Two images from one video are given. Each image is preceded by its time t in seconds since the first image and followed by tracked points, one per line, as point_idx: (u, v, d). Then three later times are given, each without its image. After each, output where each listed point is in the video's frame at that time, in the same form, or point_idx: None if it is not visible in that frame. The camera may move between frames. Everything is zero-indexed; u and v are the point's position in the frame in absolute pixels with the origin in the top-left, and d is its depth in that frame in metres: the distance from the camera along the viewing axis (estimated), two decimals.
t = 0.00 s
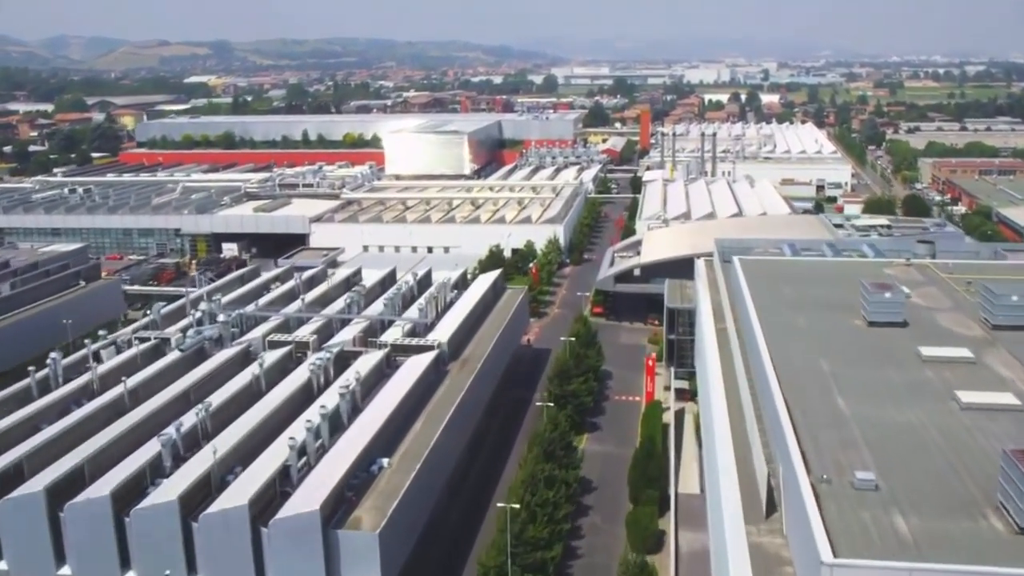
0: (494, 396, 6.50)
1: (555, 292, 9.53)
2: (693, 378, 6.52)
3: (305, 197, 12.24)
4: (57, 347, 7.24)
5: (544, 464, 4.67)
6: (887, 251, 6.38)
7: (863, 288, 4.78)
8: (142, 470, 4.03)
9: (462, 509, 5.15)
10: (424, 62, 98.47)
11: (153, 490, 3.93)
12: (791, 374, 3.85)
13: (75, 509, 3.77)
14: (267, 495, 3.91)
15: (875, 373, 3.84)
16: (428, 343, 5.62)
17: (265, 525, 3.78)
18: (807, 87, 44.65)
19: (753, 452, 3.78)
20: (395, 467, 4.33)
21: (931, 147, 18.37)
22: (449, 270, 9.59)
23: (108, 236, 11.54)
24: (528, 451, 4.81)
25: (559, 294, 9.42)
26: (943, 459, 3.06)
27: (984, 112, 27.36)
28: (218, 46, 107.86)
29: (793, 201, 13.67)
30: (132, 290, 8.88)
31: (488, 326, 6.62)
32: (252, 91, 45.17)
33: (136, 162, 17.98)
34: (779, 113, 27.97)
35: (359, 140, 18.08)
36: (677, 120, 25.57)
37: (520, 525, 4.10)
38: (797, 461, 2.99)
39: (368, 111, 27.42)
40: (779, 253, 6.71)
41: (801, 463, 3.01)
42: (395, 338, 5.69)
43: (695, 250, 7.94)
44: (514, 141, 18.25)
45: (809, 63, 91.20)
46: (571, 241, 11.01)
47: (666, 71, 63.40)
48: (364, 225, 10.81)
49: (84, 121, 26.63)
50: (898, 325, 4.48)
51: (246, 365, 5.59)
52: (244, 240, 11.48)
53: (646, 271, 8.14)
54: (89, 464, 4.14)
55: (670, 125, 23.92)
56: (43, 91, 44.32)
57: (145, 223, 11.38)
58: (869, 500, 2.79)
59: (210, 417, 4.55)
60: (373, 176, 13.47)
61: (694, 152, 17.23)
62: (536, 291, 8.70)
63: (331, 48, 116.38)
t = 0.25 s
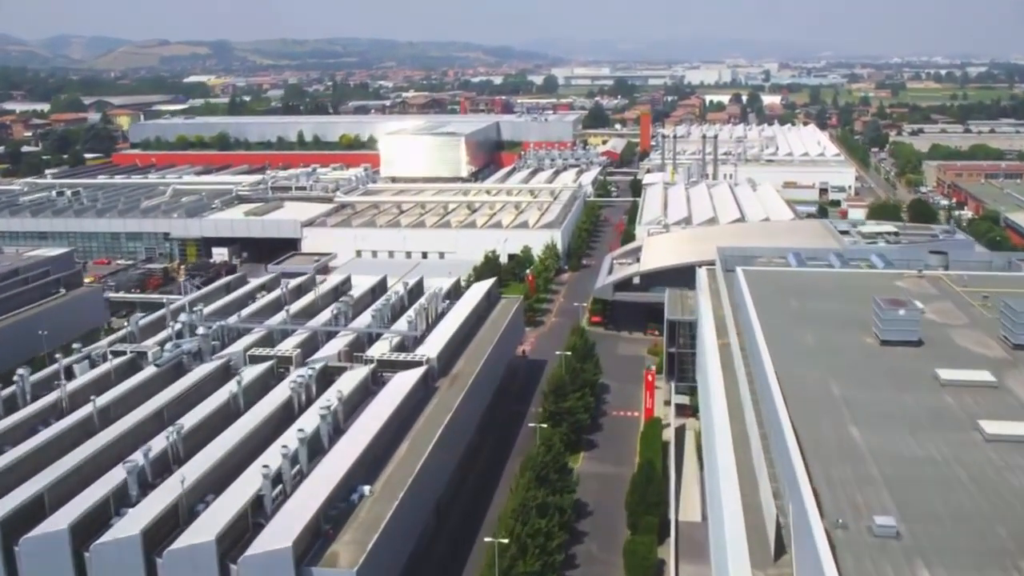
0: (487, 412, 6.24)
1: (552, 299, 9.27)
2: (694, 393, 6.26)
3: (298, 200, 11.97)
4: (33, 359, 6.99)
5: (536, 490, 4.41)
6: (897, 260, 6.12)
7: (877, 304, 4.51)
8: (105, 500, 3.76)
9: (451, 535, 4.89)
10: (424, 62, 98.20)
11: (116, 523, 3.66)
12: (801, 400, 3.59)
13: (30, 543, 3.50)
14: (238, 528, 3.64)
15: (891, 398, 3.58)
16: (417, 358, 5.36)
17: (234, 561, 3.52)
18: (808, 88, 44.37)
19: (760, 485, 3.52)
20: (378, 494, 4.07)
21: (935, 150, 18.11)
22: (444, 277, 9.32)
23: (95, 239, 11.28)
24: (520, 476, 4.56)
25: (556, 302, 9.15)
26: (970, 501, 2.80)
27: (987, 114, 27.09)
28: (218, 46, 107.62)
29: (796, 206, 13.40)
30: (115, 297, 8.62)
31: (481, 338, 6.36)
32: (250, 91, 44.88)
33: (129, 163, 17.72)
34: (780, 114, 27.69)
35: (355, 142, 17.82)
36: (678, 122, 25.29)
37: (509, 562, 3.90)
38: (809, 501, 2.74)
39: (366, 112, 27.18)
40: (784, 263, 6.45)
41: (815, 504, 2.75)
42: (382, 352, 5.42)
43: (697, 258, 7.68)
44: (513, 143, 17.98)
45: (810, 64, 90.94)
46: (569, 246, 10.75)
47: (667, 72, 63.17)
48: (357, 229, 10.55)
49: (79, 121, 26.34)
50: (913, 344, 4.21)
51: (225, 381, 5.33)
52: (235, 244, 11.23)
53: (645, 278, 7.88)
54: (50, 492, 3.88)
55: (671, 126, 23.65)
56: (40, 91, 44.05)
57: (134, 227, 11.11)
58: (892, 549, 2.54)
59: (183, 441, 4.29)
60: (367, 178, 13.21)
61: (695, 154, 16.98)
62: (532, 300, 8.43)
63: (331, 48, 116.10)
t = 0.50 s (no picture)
0: (480, 428, 6.02)
1: (549, 306, 9.04)
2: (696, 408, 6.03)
3: (292, 203, 11.74)
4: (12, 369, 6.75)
5: (529, 515, 4.19)
6: (908, 270, 5.90)
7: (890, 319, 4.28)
8: (69, 529, 3.53)
9: (441, 560, 4.67)
10: (425, 62, 97.99)
11: (80, 553, 3.43)
12: (811, 426, 3.37)
13: None
14: (210, 560, 3.41)
15: (907, 425, 3.36)
16: (406, 372, 5.14)
17: None
18: (810, 89, 44.12)
19: (768, 518, 3.30)
20: (361, 521, 3.85)
21: (939, 152, 17.90)
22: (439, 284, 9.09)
23: (85, 243, 11.05)
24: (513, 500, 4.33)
25: (554, 309, 8.91)
26: (996, 542, 2.58)
27: (991, 115, 26.88)
28: (219, 46, 107.40)
29: (800, 210, 13.16)
30: (100, 303, 8.41)
31: (474, 349, 6.13)
32: (250, 91, 44.66)
33: (123, 164, 17.49)
34: (783, 116, 27.45)
35: (352, 143, 17.59)
36: (680, 123, 25.03)
37: None
38: (822, 544, 2.52)
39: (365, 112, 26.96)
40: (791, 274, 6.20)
41: (829, 547, 2.53)
42: (371, 366, 5.20)
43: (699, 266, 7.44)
44: (512, 145, 17.74)
45: (812, 65, 90.72)
46: (568, 251, 10.51)
47: (668, 73, 62.97)
48: (351, 233, 10.32)
49: (75, 121, 26.13)
50: (929, 362, 3.99)
51: (206, 395, 5.10)
52: (227, 248, 10.98)
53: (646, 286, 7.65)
54: (12, 520, 3.64)
55: (672, 128, 23.43)
56: (38, 91, 43.84)
57: (124, 230, 10.88)
58: None
59: (156, 463, 4.06)
60: (363, 181, 12.98)
61: (696, 156, 16.75)
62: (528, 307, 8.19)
63: (332, 48, 115.90)
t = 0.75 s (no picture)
0: (474, 442, 5.80)
1: (548, 313, 8.81)
2: (699, 422, 5.80)
3: (286, 206, 11.53)
4: None
5: (523, 543, 3.97)
6: (918, 281, 5.68)
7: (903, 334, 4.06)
8: (30, 561, 3.31)
9: None
10: (427, 62, 97.80)
11: None
12: (820, 451, 3.17)
13: None
14: None
15: (923, 450, 3.16)
16: (395, 388, 4.92)
17: None
18: (813, 90, 43.89)
19: (774, 549, 3.09)
20: (343, 551, 3.63)
21: (945, 154, 17.67)
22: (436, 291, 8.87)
23: (75, 246, 10.84)
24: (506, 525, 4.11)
25: (553, 316, 8.68)
26: None
27: (996, 116, 26.65)
28: (220, 45, 107.24)
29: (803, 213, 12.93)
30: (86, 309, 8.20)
31: (468, 362, 5.92)
32: (250, 91, 44.47)
33: (118, 165, 17.29)
34: (785, 117, 27.21)
35: (350, 144, 17.38)
36: (682, 124, 24.80)
37: None
38: None
39: (365, 113, 26.76)
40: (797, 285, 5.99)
41: None
42: (359, 381, 4.98)
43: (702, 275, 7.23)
44: (511, 146, 17.52)
45: (815, 65, 90.42)
46: (568, 256, 10.29)
47: (670, 73, 62.75)
48: (347, 237, 10.10)
49: (73, 121, 25.92)
50: (945, 383, 3.78)
51: (187, 411, 4.88)
52: (219, 252, 10.76)
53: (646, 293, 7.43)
54: None
55: (674, 129, 23.21)
56: (37, 90, 43.66)
57: (115, 233, 10.67)
58: None
59: (127, 487, 3.84)
60: (359, 183, 12.77)
61: (699, 158, 16.53)
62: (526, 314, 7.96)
63: (333, 48, 115.71)
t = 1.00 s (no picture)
0: (469, 459, 5.57)
1: (547, 319, 8.57)
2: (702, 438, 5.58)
3: (282, 209, 11.31)
4: None
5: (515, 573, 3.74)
6: (931, 292, 5.46)
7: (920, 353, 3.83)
8: None
9: None
10: (430, 62, 97.64)
11: None
12: (833, 487, 2.95)
13: None
14: None
15: (944, 485, 2.94)
16: (384, 405, 4.69)
17: None
18: (816, 91, 43.67)
19: None
20: None
21: (952, 157, 17.43)
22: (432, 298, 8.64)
23: (66, 250, 10.63)
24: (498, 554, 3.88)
25: (552, 323, 8.45)
26: None
27: (1002, 118, 26.42)
28: (222, 45, 107.09)
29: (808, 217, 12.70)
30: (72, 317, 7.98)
31: (462, 375, 5.69)
32: (250, 91, 44.28)
33: (114, 166, 17.08)
34: (789, 118, 26.99)
35: (348, 146, 17.16)
36: (684, 125, 24.58)
37: None
38: None
39: (365, 113, 26.55)
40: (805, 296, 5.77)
41: None
42: (346, 397, 4.75)
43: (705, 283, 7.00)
44: (512, 148, 17.29)
45: (818, 66, 90.13)
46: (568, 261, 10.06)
47: (673, 74, 62.56)
48: (342, 241, 9.88)
49: (70, 121, 25.72)
50: (965, 406, 3.55)
51: (166, 429, 4.65)
52: (212, 256, 10.55)
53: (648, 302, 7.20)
54: None
55: (677, 130, 22.98)
56: (38, 90, 43.49)
57: (106, 237, 10.45)
58: None
59: (94, 516, 3.61)
60: (356, 185, 12.55)
61: (702, 160, 16.30)
62: (524, 322, 7.73)
63: (335, 48, 115.54)
